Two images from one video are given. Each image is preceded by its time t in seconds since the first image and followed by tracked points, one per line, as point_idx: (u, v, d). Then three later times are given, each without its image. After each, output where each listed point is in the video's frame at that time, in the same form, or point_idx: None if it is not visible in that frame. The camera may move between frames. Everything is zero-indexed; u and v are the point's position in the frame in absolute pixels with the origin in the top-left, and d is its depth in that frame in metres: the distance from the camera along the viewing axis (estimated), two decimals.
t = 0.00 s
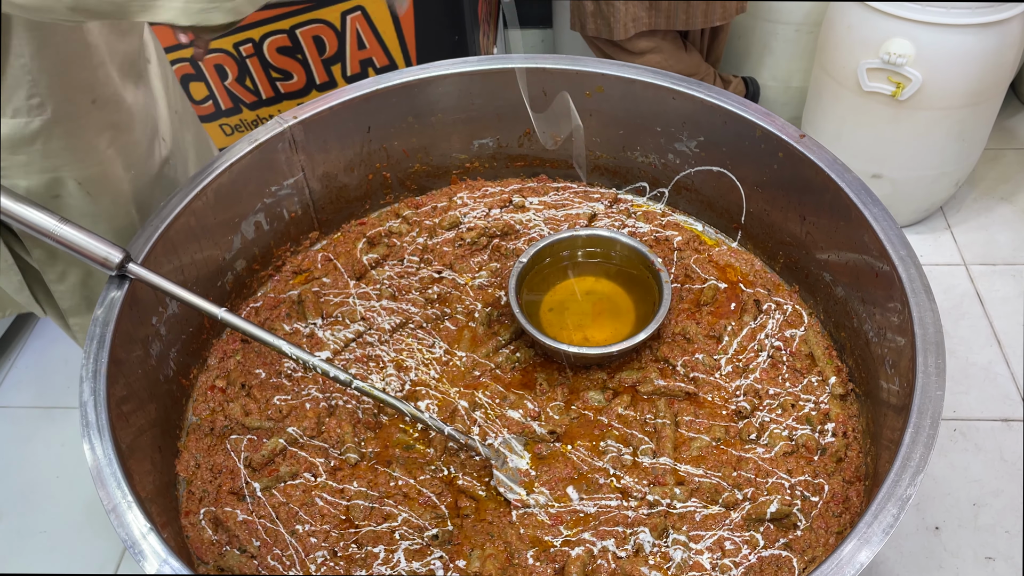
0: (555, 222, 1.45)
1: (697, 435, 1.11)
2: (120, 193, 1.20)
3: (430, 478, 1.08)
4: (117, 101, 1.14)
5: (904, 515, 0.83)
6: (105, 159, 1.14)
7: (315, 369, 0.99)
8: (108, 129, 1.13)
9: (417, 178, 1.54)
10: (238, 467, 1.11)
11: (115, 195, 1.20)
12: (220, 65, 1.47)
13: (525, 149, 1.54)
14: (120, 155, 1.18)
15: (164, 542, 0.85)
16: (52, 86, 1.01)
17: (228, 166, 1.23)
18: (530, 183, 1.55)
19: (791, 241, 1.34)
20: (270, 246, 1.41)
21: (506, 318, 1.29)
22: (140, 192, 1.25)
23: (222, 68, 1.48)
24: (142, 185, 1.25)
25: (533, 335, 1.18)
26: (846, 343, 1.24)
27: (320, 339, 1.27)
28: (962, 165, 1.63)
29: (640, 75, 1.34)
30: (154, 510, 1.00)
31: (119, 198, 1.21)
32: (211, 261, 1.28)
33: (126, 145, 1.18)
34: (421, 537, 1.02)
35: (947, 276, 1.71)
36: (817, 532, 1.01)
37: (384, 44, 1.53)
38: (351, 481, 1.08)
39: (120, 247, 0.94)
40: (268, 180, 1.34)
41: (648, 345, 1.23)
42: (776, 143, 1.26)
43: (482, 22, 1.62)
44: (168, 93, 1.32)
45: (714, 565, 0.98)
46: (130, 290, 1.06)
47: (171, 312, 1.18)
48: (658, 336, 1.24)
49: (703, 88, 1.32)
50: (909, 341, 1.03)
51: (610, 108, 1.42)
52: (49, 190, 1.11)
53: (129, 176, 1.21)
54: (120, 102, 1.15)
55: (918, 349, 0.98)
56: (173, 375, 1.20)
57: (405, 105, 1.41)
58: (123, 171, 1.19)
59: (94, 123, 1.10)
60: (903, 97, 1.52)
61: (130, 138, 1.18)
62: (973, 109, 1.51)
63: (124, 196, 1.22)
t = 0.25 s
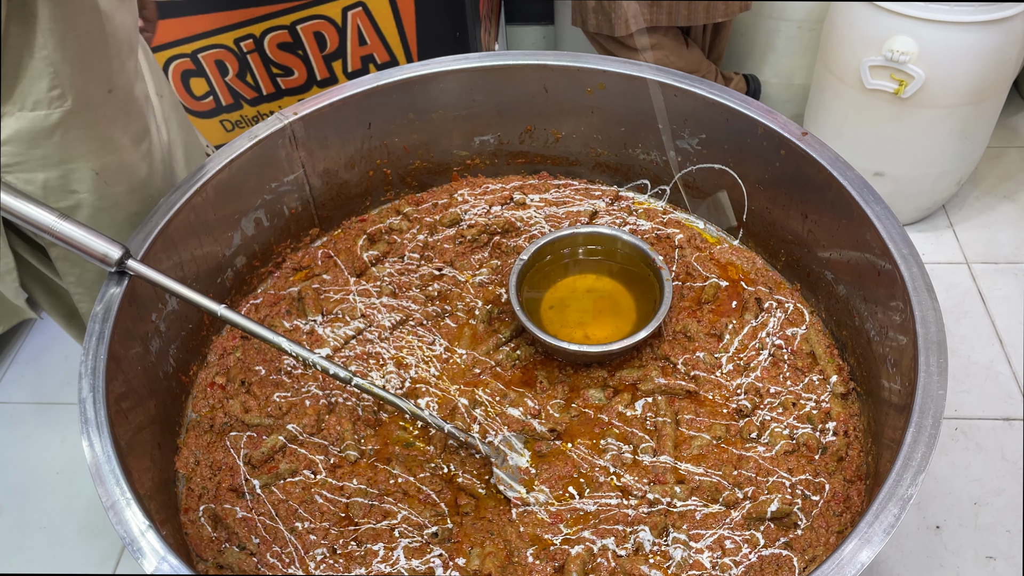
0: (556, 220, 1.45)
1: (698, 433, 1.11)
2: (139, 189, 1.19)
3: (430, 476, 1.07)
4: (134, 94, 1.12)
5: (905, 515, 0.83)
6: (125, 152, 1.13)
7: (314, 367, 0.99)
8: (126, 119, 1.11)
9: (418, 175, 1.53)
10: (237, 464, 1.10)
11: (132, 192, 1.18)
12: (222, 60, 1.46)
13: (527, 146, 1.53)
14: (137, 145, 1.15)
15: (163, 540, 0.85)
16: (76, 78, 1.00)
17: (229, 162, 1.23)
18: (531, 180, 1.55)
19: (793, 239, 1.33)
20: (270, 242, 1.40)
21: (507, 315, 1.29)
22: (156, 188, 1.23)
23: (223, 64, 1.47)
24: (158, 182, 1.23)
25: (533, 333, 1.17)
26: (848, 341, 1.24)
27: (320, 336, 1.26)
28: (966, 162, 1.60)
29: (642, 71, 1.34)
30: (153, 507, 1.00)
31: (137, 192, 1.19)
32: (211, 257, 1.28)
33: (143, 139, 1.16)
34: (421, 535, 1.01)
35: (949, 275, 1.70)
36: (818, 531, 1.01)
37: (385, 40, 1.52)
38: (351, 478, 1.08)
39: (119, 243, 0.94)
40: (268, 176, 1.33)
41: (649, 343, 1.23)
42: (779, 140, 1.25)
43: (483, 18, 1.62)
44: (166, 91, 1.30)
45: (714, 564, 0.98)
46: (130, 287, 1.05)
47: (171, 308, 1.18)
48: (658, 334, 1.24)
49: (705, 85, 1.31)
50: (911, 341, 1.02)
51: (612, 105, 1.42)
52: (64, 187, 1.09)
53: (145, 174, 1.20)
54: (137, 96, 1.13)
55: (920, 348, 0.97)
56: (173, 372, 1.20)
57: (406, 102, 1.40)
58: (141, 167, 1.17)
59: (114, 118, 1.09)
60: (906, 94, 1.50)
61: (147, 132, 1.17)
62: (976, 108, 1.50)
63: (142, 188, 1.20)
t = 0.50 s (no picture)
0: (557, 217, 1.44)
1: (698, 432, 1.10)
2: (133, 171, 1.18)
3: (430, 473, 1.07)
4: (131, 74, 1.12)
5: (906, 515, 0.83)
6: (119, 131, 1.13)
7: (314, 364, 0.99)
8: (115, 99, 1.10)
9: (419, 172, 1.53)
10: (237, 461, 1.10)
11: (131, 172, 1.18)
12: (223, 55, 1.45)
13: (528, 143, 1.53)
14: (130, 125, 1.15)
15: (162, 537, 0.85)
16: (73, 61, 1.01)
17: (229, 158, 1.23)
18: (532, 178, 1.54)
19: (795, 238, 1.33)
20: (271, 239, 1.40)
21: (508, 313, 1.29)
22: (155, 170, 1.24)
23: (224, 60, 1.47)
24: (157, 164, 1.24)
25: (533, 330, 1.17)
26: (849, 340, 1.24)
27: (321, 333, 1.26)
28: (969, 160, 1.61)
29: (644, 69, 1.33)
30: (153, 504, 1.00)
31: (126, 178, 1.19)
32: (211, 254, 1.28)
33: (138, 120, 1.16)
34: (421, 532, 1.01)
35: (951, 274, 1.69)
36: (818, 530, 1.00)
37: (387, 37, 1.52)
38: (350, 476, 1.08)
39: (119, 240, 0.94)
40: (269, 172, 1.33)
41: (649, 341, 1.23)
42: (781, 138, 1.25)
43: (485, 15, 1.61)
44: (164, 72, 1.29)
45: (714, 563, 0.97)
46: (130, 283, 1.05)
47: (171, 305, 1.18)
48: (660, 332, 1.24)
49: (707, 82, 1.31)
50: (913, 340, 1.02)
51: (614, 102, 1.41)
52: (63, 171, 1.09)
53: (142, 154, 1.20)
54: (131, 78, 1.13)
55: (922, 347, 0.97)
56: (173, 369, 1.20)
57: (407, 99, 1.40)
58: (139, 148, 1.17)
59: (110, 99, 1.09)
60: (908, 93, 1.49)
61: (145, 114, 1.17)
62: (979, 106, 1.50)
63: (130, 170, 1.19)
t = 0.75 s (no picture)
0: (557, 214, 1.44)
1: (698, 430, 1.10)
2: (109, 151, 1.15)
3: (429, 470, 1.07)
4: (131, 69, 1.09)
5: (905, 514, 0.82)
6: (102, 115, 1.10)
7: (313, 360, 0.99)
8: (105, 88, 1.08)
9: (419, 167, 1.52)
10: (235, 457, 1.10)
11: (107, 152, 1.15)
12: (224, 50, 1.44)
13: (528, 140, 1.52)
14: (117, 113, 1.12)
15: (159, 533, 0.85)
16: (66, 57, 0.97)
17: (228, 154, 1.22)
18: (533, 174, 1.54)
19: (796, 235, 1.32)
20: (270, 235, 1.40)
21: (507, 309, 1.29)
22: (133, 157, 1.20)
23: (225, 55, 1.45)
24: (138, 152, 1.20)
25: (533, 327, 1.17)
26: (849, 338, 1.23)
27: (320, 329, 1.26)
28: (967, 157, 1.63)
29: (645, 65, 1.33)
30: (151, 500, 1.00)
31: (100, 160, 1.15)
32: (210, 249, 1.28)
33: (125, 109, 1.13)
34: (419, 529, 1.01)
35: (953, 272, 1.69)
36: (817, 529, 1.00)
37: (388, 33, 1.52)
38: (349, 472, 1.08)
39: (117, 235, 0.94)
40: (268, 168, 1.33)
41: (649, 339, 1.22)
42: (782, 135, 1.24)
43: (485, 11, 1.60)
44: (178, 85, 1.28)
45: (712, 561, 0.97)
46: (128, 278, 1.05)
47: (170, 301, 1.18)
48: (659, 329, 1.23)
49: (709, 79, 1.30)
50: (913, 339, 1.02)
51: (614, 99, 1.41)
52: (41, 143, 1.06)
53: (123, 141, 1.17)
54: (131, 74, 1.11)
55: (922, 346, 0.97)
56: (171, 364, 1.19)
57: (407, 94, 1.39)
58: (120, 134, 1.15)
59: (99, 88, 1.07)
60: (911, 89, 1.48)
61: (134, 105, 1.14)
62: (980, 104, 1.50)
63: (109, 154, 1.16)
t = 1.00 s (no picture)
0: (559, 210, 1.43)
1: (699, 427, 1.10)
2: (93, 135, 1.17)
3: (429, 466, 1.07)
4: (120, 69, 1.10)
5: (907, 512, 0.82)
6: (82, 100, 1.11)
7: (315, 356, 0.99)
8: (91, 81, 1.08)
9: (421, 163, 1.52)
10: (236, 452, 1.10)
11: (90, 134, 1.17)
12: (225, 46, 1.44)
13: (531, 136, 1.52)
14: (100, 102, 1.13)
15: (160, 528, 0.85)
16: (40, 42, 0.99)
17: (230, 148, 1.22)
18: (535, 170, 1.53)
19: (798, 233, 1.32)
20: (272, 230, 1.40)
21: (509, 306, 1.28)
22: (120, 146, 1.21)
23: (226, 51, 1.46)
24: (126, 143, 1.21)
25: (534, 324, 1.16)
26: (851, 336, 1.23)
27: (321, 325, 1.26)
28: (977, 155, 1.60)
29: (647, 61, 1.32)
30: (152, 494, 1.00)
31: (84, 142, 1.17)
32: (212, 245, 1.28)
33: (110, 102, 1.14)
34: (419, 525, 1.01)
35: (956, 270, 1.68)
36: (818, 526, 1.00)
37: (390, 29, 1.51)
38: (350, 468, 1.08)
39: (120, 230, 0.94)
40: (270, 163, 1.32)
41: (651, 336, 1.22)
42: (785, 132, 1.24)
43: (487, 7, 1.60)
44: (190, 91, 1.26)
45: (713, 559, 0.97)
46: (129, 273, 1.05)
47: (172, 295, 1.18)
48: (661, 326, 1.23)
49: (711, 75, 1.30)
50: (916, 337, 1.01)
51: (617, 95, 1.40)
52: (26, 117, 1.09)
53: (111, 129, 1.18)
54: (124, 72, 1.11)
55: (925, 344, 0.96)
56: (173, 359, 1.19)
57: (409, 89, 1.39)
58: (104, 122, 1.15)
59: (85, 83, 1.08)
60: (914, 88, 1.48)
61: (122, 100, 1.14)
62: (984, 102, 1.49)
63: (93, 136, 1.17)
